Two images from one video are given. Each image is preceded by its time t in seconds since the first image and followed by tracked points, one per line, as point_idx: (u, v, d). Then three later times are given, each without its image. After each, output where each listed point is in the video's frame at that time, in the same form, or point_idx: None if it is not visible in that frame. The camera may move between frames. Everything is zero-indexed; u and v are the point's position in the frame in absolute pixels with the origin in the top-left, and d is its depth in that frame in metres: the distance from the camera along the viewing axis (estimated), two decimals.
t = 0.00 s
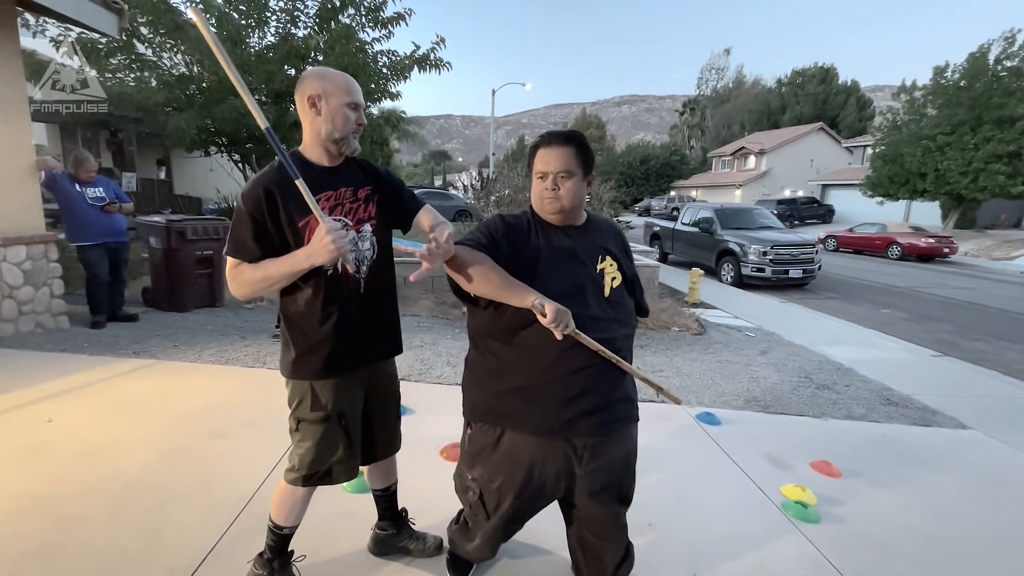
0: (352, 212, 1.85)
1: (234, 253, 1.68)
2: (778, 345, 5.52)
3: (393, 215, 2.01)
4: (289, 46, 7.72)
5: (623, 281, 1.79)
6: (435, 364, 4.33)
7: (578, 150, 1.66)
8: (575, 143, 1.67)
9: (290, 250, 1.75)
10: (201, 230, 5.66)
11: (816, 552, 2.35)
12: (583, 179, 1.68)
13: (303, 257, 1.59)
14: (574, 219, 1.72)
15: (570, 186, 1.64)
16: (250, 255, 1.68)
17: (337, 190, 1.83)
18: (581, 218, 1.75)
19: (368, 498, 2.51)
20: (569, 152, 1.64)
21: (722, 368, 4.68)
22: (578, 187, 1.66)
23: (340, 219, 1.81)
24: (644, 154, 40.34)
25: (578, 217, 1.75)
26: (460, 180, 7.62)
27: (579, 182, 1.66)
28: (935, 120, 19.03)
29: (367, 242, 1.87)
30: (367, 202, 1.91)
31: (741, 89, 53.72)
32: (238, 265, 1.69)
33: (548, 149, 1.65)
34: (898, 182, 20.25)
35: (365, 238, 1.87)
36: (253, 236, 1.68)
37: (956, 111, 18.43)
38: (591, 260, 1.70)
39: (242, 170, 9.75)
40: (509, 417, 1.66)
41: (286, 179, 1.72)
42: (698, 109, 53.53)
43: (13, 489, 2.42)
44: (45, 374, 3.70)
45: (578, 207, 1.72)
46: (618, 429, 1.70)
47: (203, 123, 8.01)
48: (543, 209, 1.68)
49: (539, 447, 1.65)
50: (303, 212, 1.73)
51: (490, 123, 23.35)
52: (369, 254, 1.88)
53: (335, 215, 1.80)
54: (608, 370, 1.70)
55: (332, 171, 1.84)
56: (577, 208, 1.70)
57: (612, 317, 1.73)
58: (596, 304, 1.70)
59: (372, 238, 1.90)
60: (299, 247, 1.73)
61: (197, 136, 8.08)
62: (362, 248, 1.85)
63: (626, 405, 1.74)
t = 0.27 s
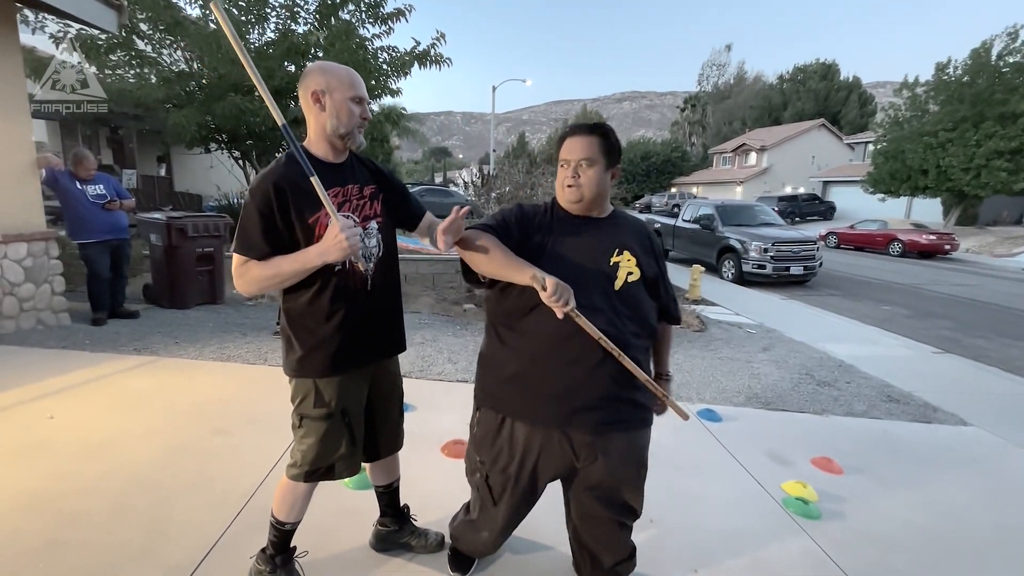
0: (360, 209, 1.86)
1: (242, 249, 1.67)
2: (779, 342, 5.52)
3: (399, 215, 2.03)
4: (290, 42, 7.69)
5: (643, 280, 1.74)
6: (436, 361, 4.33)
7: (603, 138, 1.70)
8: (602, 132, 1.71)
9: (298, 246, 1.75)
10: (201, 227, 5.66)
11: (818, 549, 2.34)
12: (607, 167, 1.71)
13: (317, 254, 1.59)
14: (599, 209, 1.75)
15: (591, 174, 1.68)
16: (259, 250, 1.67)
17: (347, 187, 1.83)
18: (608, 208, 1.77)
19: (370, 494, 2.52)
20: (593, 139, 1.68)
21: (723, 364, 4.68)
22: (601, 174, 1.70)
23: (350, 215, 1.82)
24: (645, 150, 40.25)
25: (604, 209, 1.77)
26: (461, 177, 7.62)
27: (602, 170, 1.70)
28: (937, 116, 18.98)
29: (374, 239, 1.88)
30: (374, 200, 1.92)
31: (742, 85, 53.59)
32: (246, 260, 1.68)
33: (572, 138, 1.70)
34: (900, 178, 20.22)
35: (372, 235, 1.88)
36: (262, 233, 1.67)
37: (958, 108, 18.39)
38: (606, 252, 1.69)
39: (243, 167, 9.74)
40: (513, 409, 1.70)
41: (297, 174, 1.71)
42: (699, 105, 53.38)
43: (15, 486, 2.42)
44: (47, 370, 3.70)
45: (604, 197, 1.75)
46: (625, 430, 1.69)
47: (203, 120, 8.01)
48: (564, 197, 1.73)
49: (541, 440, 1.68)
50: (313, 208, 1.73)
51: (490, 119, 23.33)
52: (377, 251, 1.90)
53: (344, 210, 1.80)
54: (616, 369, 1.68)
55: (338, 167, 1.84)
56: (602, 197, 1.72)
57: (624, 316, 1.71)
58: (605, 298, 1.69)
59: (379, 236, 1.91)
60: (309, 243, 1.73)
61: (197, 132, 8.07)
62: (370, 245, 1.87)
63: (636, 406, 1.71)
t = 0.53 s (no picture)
0: (371, 206, 1.93)
1: (254, 243, 1.65)
2: (779, 338, 5.53)
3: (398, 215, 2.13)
4: (289, 37, 7.56)
5: (653, 283, 1.66)
6: (436, 357, 4.34)
7: (631, 129, 1.68)
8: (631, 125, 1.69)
9: (308, 242, 1.75)
10: (201, 223, 5.66)
11: (818, 544, 2.35)
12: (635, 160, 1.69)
13: (333, 250, 1.61)
14: (628, 203, 1.73)
15: (615, 165, 1.67)
16: (271, 244, 1.65)
17: (358, 183, 1.87)
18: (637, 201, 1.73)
19: (370, 490, 2.52)
20: (620, 131, 1.68)
21: (723, 360, 4.69)
22: (627, 166, 1.68)
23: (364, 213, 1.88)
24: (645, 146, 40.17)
25: (633, 201, 1.74)
26: (461, 173, 7.62)
27: (630, 161, 1.68)
28: (938, 112, 18.95)
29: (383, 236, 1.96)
30: (380, 199, 1.98)
31: (743, 81, 53.48)
32: (256, 254, 1.65)
33: (601, 130, 1.70)
34: (901, 174, 20.18)
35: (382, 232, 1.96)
36: (277, 228, 1.66)
37: (959, 103, 18.34)
38: (613, 252, 1.68)
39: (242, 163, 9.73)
40: (509, 392, 1.79)
41: (309, 168, 1.71)
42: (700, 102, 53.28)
43: (15, 482, 2.42)
44: (47, 367, 3.71)
45: (632, 190, 1.72)
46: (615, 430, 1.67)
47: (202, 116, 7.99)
48: (589, 190, 1.73)
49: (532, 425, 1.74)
50: (327, 204, 1.74)
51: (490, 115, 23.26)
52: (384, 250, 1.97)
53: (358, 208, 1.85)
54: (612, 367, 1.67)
55: (345, 162, 1.85)
56: (629, 190, 1.70)
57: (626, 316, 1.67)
58: (604, 297, 1.68)
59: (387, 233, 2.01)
60: (320, 240, 1.74)
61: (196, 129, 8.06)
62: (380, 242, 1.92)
63: (633, 408, 1.67)
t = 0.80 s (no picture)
0: (372, 202, 1.96)
1: (267, 239, 1.62)
2: (777, 334, 5.54)
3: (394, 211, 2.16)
4: (286, 33, 7.50)
5: (628, 278, 1.65)
6: (435, 354, 4.34)
7: (624, 126, 1.71)
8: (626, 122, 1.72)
9: (319, 240, 1.75)
10: (198, 220, 5.64)
11: (816, 539, 2.36)
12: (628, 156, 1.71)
13: (350, 245, 1.63)
14: (623, 199, 1.74)
15: (607, 160, 1.70)
16: (285, 239, 1.64)
17: (360, 180, 1.90)
18: (632, 197, 1.74)
19: (369, 486, 2.53)
20: (613, 128, 1.71)
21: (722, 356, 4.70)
22: (620, 161, 1.70)
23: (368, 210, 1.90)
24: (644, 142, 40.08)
25: (629, 197, 1.75)
26: (459, 169, 7.60)
27: (622, 157, 1.70)
28: (936, 108, 18.95)
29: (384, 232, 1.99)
30: (378, 195, 2.01)
31: (741, 77, 53.43)
32: (269, 250, 1.63)
33: (596, 127, 1.74)
34: (898, 170, 20.19)
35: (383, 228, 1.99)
36: (294, 223, 1.66)
37: (957, 99, 18.34)
38: (594, 245, 1.72)
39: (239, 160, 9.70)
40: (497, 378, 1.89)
41: (320, 165, 1.73)
42: (698, 97, 53.20)
43: (13, 480, 2.42)
44: (44, 364, 3.70)
45: (626, 185, 1.73)
46: (587, 425, 1.70)
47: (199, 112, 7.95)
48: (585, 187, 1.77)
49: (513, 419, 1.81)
50: (339, 201, 1.77)
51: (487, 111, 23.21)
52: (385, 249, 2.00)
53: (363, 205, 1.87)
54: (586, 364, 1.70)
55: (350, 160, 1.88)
56: (623, 186, 1.72)
57: (602, 310, 1.69)
58: (580, 290, 1.72)
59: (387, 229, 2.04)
60: (331, 237, 1.76)
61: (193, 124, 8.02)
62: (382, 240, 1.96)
63: (605, 405, 1.69)
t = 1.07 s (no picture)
0: (370, 196, 1.96)
1: (264, 235, 1.62)
2: (773, 329, 5.56)
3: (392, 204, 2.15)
4: (279, 26, 7.44)
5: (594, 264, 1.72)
6: (432, 350, 4.34)
7: (594, 121, 1.78)
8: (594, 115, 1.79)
9: (317, 235, 1.75)
10: (192, 216, 5.61)
11: (811, 531, 2.38)
12: (600, 147, 1.81)
13: (347, 240, 1.63)
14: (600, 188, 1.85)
15: (585, 156, 1.79)
16: (283, 235, 1.64)
17: (359, 174, 1.90)
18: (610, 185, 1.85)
19: (368, 482, 2.53)
20: (583, 124, 1.78)
21: (718, 351, 4.71)
22: (595, 155, 1.80)
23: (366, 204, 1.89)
24: (639, 137, 40.05)
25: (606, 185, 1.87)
26: (455, 165, 7.58)
27: (596, 150, 1.80)
28: (930, 103, 19.02)
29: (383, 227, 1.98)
30: (376, 189, 2.01)
31: (736, 73, 53.45)
32: (266, 246, 1.63)
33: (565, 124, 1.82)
34: (893, 166, 20.26)
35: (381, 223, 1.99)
36: (293, 219, 1.65)
37: (950, 94, 18.41)
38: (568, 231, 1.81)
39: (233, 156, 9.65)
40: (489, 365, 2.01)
41: (318, 160, 1.72)
42: (694, 93, 53.20)
43: (9, 477, 2.41)
44: (38, 361, 3.68)
45: (603, 173, 1.85)
46: (562, 411, 1.78)
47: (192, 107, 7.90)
48: (564, 181, 1.87)
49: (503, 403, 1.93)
50: (338, 197, 1.76)
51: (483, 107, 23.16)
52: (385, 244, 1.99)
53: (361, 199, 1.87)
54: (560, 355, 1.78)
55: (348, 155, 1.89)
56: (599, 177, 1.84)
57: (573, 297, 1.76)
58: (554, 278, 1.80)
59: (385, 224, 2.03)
60: (329, 232, 1.75)
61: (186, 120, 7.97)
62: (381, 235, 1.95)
63: (578, 392, 1.76)
